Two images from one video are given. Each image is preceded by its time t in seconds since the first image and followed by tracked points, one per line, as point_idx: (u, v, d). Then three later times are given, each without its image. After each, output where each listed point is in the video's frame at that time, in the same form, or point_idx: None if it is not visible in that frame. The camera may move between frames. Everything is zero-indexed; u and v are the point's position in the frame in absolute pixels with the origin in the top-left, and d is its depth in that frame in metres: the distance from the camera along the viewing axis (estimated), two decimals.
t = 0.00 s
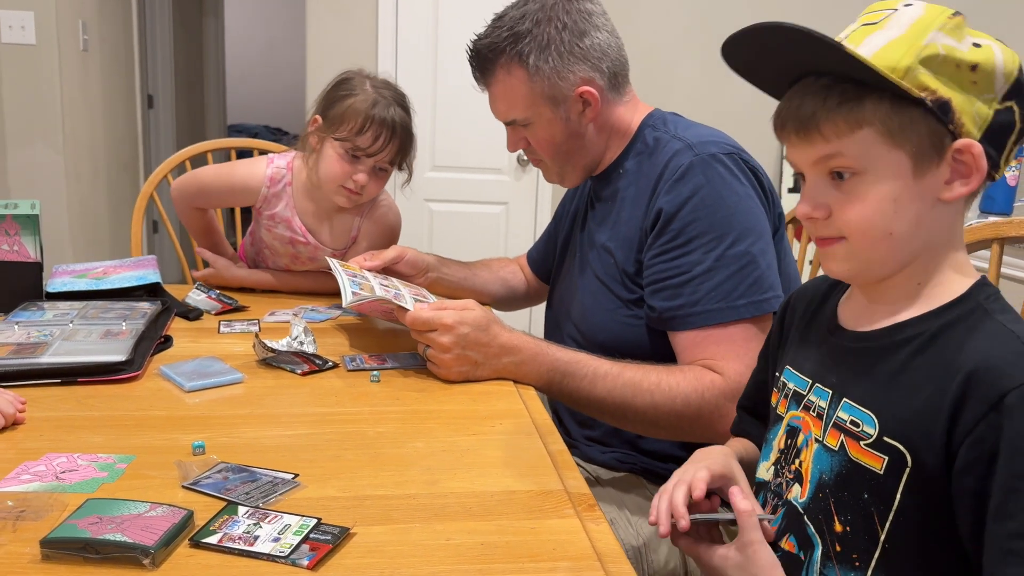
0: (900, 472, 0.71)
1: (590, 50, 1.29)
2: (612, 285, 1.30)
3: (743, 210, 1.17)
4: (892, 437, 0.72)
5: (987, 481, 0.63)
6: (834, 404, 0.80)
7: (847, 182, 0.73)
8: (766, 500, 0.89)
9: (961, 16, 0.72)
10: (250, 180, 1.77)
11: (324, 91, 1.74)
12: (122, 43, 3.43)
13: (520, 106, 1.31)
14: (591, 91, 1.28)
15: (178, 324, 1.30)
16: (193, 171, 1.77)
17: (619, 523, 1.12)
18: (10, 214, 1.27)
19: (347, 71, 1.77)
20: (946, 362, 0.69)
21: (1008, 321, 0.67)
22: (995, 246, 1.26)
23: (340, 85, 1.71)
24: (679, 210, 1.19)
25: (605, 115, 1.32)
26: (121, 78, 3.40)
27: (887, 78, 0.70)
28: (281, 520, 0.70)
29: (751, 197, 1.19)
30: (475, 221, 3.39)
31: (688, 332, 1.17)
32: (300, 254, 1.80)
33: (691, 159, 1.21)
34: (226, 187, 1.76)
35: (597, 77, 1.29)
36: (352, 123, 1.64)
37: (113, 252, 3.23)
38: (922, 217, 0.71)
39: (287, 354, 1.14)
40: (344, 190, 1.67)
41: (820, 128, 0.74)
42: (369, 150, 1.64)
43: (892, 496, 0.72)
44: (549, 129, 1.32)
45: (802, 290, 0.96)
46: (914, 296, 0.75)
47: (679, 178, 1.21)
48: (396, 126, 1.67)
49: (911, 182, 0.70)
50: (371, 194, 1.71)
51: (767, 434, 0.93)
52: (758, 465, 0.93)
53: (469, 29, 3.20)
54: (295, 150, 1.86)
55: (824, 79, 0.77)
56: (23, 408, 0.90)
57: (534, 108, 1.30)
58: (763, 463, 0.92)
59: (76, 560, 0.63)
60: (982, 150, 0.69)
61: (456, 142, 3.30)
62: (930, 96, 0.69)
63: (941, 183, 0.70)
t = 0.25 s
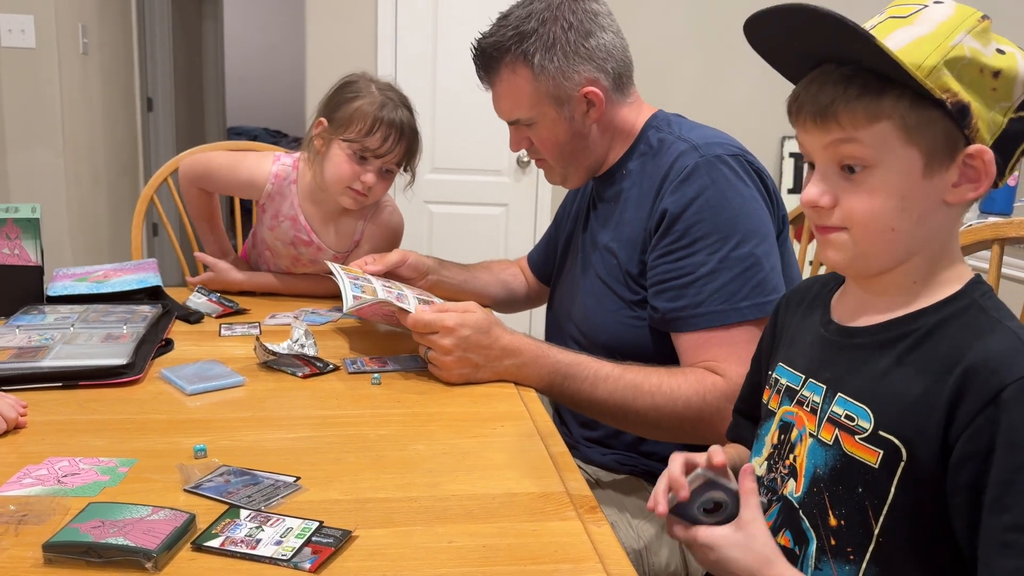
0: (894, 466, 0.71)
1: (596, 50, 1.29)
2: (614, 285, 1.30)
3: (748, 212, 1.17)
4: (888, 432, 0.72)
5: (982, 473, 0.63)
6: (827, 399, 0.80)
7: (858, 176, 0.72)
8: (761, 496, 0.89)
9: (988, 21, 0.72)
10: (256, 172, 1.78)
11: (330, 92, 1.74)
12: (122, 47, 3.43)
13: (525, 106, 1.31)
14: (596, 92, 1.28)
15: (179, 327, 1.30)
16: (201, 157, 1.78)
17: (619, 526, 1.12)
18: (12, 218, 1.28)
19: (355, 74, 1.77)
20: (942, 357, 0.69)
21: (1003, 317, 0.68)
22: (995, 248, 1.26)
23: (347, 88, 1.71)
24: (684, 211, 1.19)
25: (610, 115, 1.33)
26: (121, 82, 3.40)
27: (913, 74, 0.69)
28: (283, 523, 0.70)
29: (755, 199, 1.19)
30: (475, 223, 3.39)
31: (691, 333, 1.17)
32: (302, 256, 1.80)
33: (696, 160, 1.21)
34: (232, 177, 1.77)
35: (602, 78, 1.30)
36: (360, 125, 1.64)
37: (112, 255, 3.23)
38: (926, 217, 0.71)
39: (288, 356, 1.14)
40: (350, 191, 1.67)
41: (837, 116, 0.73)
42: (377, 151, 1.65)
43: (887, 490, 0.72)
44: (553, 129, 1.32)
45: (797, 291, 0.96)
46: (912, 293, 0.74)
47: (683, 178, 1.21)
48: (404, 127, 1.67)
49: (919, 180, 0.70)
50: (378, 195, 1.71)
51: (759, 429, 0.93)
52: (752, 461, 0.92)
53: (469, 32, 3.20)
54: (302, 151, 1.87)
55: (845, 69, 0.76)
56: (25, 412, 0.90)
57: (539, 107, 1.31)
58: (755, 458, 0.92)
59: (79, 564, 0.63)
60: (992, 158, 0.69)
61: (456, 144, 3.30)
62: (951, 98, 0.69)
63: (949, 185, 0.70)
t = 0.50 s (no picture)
0: (894, 463, 0.71)
1: (592, 52, 1.29)
2: (611, 287, 1.31)
3: (744, 214, 1.17)
4: (888, 429, 0.72)
5: (976, 466, 0.64)
6: (827, 396, 0.80)
7: (858, 188, 0.72)
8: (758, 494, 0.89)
9: (976, 20, 0.72)
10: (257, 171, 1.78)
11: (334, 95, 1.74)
12: (120, 49, 3.43)
13: (521, 107, 1.31)
14: (593, 94, 1.28)
15: (175, 330, 1.30)
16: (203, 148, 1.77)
17: (616, 527, 1.12)
18: (7, 221, 1.28)
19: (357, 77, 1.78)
20: (942, 354, 0.69)
21: (1003, 315, 0.68)
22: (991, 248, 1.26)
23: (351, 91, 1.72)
24: (680, 213, 1.19)
25: (606, 117, 1.33)
26: (118, 84, 3.40)
27: (909, 86, 0.69)
28: (277, 526, 0.70)
29: (752, 201, 1.19)
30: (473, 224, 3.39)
31: (688, 335, 1.17)
32: (301, 257, 1.80)
33: (693, 162, 1.21)
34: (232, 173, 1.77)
35: (598, 80, 1.30)
36: (367, 127, 1.64)
37: (111, 257, 3.23)
38: (925, 220, 0.71)
39: (284, 359, 1.14)
40: (354, 193, 1.68)
41: (835, 131, 0.73)
42: (382, 154, 1.65)
43: (886, 486, 0.72)
44: (549, 130, 1.32)
45: (796, 292, 0.96)
46: (913, 294, 0.74)
47: (680, 181, 1.21)
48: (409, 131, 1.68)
49: (919, 188, 0.70)
50: (381, 197, 1.71)
51: (757, 428, 0.93)
52: (749, 460, 0.92)
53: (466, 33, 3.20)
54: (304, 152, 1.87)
55: (839, 79, 0.76)
56: (19, 416, 0.90)
57: (535, 109, 1.30)
58: (752, 457, 0.92)
59: (72, 568, 0.63)
60: (990, 159, 0.69)
61: (453, 145, 3.31)
62: (947, 106, 0.69)
63: (948, 188, 0.70)
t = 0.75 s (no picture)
0: (891, 463, 0.71)
1: (590, 54, 1.29)
2: (610, 289, 1.31)
3: (743, 216, 1.17)
4: (885, 429, 0.72)
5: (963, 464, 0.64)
6: (825, 397, 0.80)
7: (851, 187, 0.72)
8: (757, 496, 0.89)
9: (978, 21, 0.72)
10: (257, 179, 1.78)
11: (335, 97, 1.74)
12: (116, 52, 3.43)
13: (519, 108, 1.31)
14: (590, 96, 1.28)
15: (172, 334, 1.29)
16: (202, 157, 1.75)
17: (615, 530, 1.12)
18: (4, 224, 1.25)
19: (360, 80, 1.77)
20: (939, 355, 0.69)
21: (1001, 316, 0.68)
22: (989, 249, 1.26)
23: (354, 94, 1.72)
24: (679, 215, 1.19)
25: (604, 119, 1.33)
26: (115, 87, 3.40)
27: (903, 84, 0.69)
28: (274, 529, 0.70)
29: (751, 203, 1.19)
30: (471, 226, 3.39)
31: (687, 337, 1.17)
32: (300, 260, 1.80)
33: (691, 164, 1.21)
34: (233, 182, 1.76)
35: (596, 82, 1.30)
36: (369, 130, 1.64)
37: (108, 260, 3.23)
38: (923, 222, 0.71)
39: (282, 362, 1.14)
40: (354, 196, 1.68)
41: (830, 128, 0.73)
42: (384, 157, 1.65)
43: (884, 487, 0.72)
44: (547, 132, 1.32)
45: (796, 292, 0.95)
46: (912, 295, 0.74)
47: (679, 182, 1.21)
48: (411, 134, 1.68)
49: (916, 189, 0.70)
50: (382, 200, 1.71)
51: (756, 428, 0.93)
52: (748, 461, 0.92)
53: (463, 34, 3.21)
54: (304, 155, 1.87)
55: (836, 77, 0.76)
56: (16, 420, 0.90)
57: (533, 110, 1.30)
58: (752, 458, 0.92)
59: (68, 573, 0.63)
60: (987, 162, 0.69)
61: (450, 147, 3.31)
62: (943, 105, 0.69)
63: (945, 189, 0.70)
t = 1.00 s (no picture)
0: (894, 466, 0.71)
1: (590, 53, 1.29)
2: (610, 290, 1.30)
3: (743, 215, 1.17)
4: (888, 432, 0.72)
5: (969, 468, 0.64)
6: (827, 400, 0.80)
7: (846, 188, 0.72)
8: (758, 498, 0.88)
9: (967, 18, 0.72)
10: (255, 179, 1.77)
11: (330, 97, 1.74)
12: (114, 54, 3.43)
13: (519, 108, 1.31)
14: (590, 95, 1.28)
15: (171, 336, 1.29)
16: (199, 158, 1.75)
17: (615, 531, 1.12)
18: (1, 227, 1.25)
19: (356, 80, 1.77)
20: (942, 357, 0.69)
21: (1003, 317, 0.68)
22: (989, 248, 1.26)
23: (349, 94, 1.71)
24: (679, 215, 1.19)
25: (604, 118, 1.32)
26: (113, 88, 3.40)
27: (891, 83, 0.69)
28: (273, 533, 0.70)
29: (750, 202, 1.19)
30: (469, 227, 3.39)
31: (686, 337, 1.17)
32: (298, 260, 1.80)
33: (691, 164, 1.21)
34: (231, 183, 1.75)
35: (597, 81, 1.29)
36: (363, 130, 1.64)
37: (106, 262, 3.22)
38: (921, 223, 0.71)
39: (280, 364, 1.14)
40: (350, 196, 1.67)
41: (821, 129, 0.74)
42: (379, 157, 1.64)
43: (887, 490, 0.72)
44: (547, 132, 1.32)
45: (797, 292, 0.95)
46: (912, 295, 0.74)
47: (679, 182, 1.20)
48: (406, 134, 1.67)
49: (911, 188, 0.70)
50: (378, 200, 1.71)
51: (756, 430, 0.93)
52: (749, 463, 0.92)
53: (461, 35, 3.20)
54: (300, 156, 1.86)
55: (825, 79, 0.76)
56: (13, 423, 0.89)
57: (533, 110, 1.30)
58: (752, 460, 0.91)
59: None
60: (980, 158, 0.69)
61: (449, 148, 3.30)
62: (933, 103, 0.69)
63: (940, 187, 0.70)
